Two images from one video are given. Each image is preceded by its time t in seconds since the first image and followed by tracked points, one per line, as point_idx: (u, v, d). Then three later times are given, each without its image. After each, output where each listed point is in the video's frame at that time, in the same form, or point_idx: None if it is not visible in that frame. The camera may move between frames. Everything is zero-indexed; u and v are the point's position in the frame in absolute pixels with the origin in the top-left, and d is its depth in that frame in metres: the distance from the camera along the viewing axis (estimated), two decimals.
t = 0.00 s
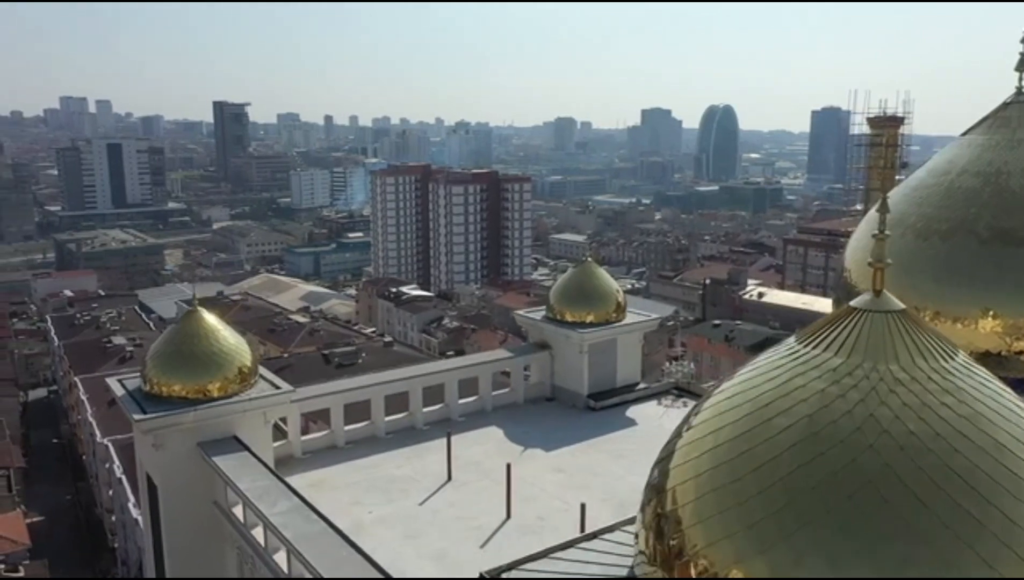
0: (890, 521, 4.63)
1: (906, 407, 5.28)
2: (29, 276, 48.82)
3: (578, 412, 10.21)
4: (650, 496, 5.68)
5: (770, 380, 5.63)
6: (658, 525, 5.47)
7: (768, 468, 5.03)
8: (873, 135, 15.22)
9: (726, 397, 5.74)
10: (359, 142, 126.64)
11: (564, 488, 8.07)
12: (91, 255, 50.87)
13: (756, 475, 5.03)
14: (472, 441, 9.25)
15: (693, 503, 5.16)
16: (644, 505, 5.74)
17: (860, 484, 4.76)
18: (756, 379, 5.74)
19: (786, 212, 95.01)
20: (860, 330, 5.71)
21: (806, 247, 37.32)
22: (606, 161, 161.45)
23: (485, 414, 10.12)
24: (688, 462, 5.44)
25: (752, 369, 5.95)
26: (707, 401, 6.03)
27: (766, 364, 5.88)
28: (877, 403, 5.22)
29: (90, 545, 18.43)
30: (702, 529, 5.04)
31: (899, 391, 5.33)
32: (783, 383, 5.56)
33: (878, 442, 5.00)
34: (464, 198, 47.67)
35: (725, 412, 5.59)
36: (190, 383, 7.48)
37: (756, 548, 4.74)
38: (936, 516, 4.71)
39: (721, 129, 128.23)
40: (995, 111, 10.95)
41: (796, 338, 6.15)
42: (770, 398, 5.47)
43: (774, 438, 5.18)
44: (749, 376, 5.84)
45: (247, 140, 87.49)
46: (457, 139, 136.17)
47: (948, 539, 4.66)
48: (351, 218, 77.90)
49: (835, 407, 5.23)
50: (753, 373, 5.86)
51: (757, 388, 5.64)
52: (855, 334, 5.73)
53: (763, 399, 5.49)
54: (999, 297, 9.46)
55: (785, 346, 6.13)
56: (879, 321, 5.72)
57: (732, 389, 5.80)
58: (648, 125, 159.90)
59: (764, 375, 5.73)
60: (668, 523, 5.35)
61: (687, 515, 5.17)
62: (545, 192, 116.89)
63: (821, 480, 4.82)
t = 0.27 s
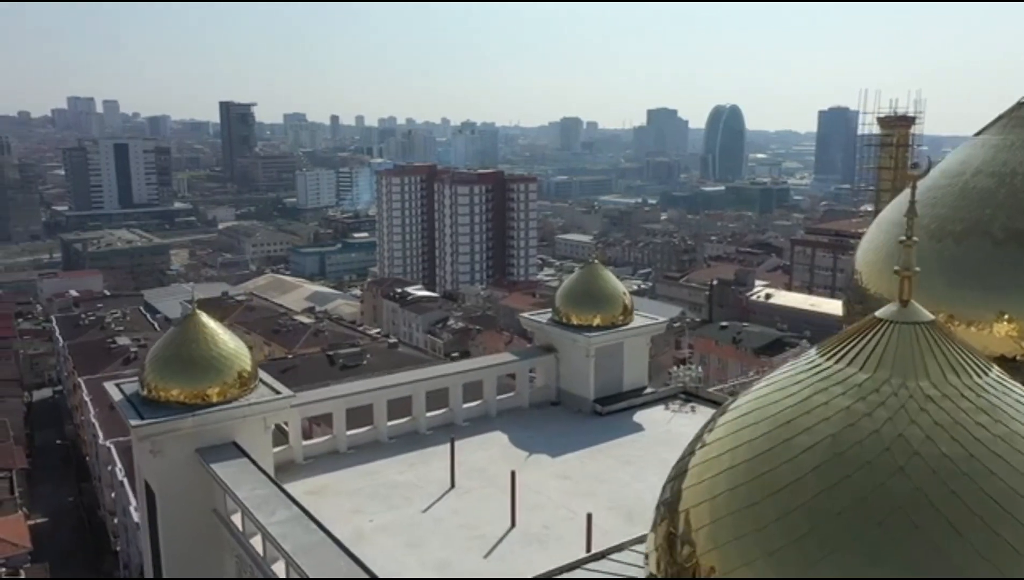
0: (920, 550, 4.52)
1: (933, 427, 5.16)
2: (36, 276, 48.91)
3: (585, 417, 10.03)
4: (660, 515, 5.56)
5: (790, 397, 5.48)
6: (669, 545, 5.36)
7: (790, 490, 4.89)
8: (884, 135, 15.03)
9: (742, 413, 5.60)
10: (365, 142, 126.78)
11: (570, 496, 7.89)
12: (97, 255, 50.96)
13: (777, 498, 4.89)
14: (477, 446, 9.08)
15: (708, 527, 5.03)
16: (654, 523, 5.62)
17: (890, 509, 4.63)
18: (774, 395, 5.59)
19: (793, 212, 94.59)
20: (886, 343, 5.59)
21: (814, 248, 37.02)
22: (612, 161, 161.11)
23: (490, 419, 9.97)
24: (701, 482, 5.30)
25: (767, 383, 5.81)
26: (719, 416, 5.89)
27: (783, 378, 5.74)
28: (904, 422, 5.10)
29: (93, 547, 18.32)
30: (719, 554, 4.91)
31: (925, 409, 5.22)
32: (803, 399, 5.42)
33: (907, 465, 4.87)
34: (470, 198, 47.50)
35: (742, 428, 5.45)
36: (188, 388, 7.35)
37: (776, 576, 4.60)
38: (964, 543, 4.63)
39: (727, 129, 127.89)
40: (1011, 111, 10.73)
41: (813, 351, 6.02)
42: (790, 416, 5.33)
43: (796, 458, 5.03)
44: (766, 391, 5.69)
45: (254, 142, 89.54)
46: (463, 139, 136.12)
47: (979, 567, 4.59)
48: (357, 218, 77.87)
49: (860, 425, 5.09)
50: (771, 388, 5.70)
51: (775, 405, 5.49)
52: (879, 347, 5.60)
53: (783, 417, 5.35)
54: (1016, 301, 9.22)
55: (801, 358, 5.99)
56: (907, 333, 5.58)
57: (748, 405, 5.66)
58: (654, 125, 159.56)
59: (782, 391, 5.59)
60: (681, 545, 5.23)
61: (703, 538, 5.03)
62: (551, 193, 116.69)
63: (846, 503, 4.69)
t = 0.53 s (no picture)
0: None
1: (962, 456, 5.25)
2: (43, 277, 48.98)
3: (592, 423, 9.82)
4: (677, 539, 5.63)
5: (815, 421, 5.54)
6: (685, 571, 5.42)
7: (819, 521, 4.95)
8: (897, 135, 14.78)
9: (764, 437, 5.65)
10: (372, 143, 126.78)
11: (576, 504, 7.70)
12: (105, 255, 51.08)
13: (806, 529, 4.94)
14: (482, 453, 8.89)
15: (730, 559, 5.10)
16: (671, 545, 5.69)
17: (923, 543, 4.72)
18: (798, 420, 5.64)
19: (801, 213, 94.10)
20: (915, 368, 5.64)
21: (823, 249, 36.70)
22: (619, 161, 160.66)
23: (495, 425, 9.76)
24: (723, 510, 5.36)
25: (790, 405, 5.86)
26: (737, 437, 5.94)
27: (806, 401, 5.80)
28: (935, 452, 5.17)
29: (95, 550, 18.17)
30: None
31: (959, 435, 5.30)
32: (829, 425, 5.49)
33: (941, 496, 4.96)
34: (476, 198, 47.30)
35: (767, 453, 5.50)
36: (185, 394, 7.16)
37: None
38: None
39: (735, 129, 127.44)
40: None
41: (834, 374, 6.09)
42: (817, 443, 5.38)
43: (825, 488, 5.10)
44: (788, 415, 5.75)
45: (263, 141, 92.30)
46: (470, 139, 135.85)
47: None
48: (363, 218, 77.77)
49: (891, 455, 5.17)
50: (793, 411, 5.76)
51: (800, 430, 5.54)
52: (908, 372, 5.65)
53: (809, 444, 5.40)
54: None
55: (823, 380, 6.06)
56: (942, 358, 5.63)
57: (771, 428, 5.71)
58: (661, 125, 159.15)
59: (806, 415, 5.65)
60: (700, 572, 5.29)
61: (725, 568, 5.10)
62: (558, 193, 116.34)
63: (878, 537, 4.75)
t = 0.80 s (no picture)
0: None
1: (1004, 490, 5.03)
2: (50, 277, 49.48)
3: (601, 429, 9.60)
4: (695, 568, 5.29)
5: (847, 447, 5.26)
6: None
7: (857, 560, 4.64)
8: (909, 135, 14.54)
9: (792, 463, 5.35)
10: (379, 143, 127.21)
11: (583, 515, 7.49)
12: (112, 255, 51.51)
13: (843, 566, 4.63)
14: (487, 461, 8.69)
15: None
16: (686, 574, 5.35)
17: None
18: (829, 444, 5.36)
19: (810, 213, 93.59)
20: (956, 391, 5.39)
21: (832, 250, 36.38)
22: (627, 161, 160.35)
23: (501, 431, 9.57)
24: (747, 543, 5.03)
25: (817, 428, 5.58)
26: (759, 460, 5.65)
27: (834, 423, 5.52)
28: (980, 486, 4.95)
29: (99, 553, 18.10)
30: None
31: (1001, 467, 5.08)
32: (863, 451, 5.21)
33: (987, 535, 4.74)
34: (483, 199, 47.09)
35: (797, 481, 5.19)
36: (182, 400, 6.98)
37: None
38: None
39: (742, 129, 126.99)
40: None
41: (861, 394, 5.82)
42: (853, 471, 5.10)
43: (863, 522, 4.80)
44: (815, 439, 5.47)
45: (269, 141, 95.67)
46: (477, 140, 136.01)
47: None
48: (370, 218, 77.88)
49: (932, 488, 4.91)
50: (822, 435, 5.47)
51: (831, 457, 5.26)
52: (946, 397, 5.40)
53: (842, 471, 5.12)
54: None
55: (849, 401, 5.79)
56: (985, 381, 5.38)
57: (798, 453, 5.41)
58: (668, 126, 158.78)
59: (837, 440, 5.37)
60: None
61: None
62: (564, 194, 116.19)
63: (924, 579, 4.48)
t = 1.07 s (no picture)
0: None
1: None
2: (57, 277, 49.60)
3: (608, 435, 9.41)
4: None
5: (879, 474, 5.07)
6: None
7: None
8: (921, 135, 14.28)
9: (826, 487, 5.14)
10: (384, 143, 127.25)
11: (589, 524, 7.31)
12: (118, 256, 51.63)
13: None
14: (491, 467, 8.51)
15: None
16: None
17: None
18: (859, 471, 5.17)
19: (817, 214, 93.20)
20: (993, 419, 5.27)
21: (841, 251, 36.09)
22: (633, 161, 160.02)
23: (505, 436, 9.40)
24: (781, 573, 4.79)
25: (843, 453, 5.40)
26: (779, 487, 5.42)
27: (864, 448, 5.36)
28: None
29: (101, 556, 17.98)
30: None
31: None
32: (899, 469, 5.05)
33: None
34: (488, 199, 46.92)
35: (834, 506, 4.98)
36: (180, 406, 6.82)
37: None
38: None
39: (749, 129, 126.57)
40: None
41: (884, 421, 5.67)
42: (888, 499, 4.91)
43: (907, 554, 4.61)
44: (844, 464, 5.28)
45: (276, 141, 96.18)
46: (482, 140, 135.89)
47: None
48: (375, 218, 77.84)
49: (977, 520, 4.76)
50: (852, 461, 5.28)
51: (863, 482, 5.07)
52: (985, 425, 5.28)
53: (878, 499, 4.92)
54: None
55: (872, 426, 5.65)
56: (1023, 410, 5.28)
57: (826, 479, 5.20)
58: (674, 126, 158.44)
59: (869, 466, 5.18)
60: None
61: None
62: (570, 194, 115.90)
63: None
